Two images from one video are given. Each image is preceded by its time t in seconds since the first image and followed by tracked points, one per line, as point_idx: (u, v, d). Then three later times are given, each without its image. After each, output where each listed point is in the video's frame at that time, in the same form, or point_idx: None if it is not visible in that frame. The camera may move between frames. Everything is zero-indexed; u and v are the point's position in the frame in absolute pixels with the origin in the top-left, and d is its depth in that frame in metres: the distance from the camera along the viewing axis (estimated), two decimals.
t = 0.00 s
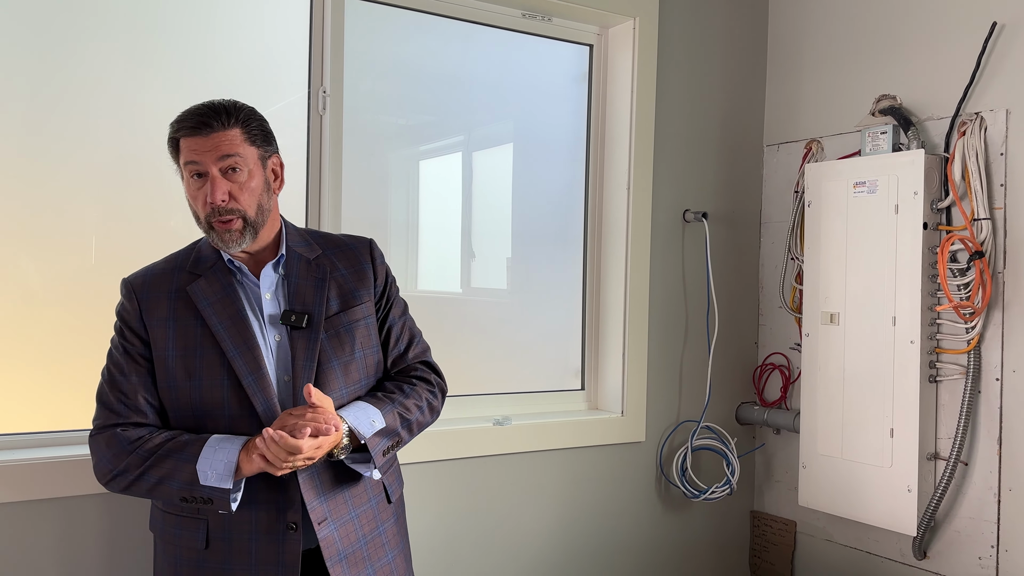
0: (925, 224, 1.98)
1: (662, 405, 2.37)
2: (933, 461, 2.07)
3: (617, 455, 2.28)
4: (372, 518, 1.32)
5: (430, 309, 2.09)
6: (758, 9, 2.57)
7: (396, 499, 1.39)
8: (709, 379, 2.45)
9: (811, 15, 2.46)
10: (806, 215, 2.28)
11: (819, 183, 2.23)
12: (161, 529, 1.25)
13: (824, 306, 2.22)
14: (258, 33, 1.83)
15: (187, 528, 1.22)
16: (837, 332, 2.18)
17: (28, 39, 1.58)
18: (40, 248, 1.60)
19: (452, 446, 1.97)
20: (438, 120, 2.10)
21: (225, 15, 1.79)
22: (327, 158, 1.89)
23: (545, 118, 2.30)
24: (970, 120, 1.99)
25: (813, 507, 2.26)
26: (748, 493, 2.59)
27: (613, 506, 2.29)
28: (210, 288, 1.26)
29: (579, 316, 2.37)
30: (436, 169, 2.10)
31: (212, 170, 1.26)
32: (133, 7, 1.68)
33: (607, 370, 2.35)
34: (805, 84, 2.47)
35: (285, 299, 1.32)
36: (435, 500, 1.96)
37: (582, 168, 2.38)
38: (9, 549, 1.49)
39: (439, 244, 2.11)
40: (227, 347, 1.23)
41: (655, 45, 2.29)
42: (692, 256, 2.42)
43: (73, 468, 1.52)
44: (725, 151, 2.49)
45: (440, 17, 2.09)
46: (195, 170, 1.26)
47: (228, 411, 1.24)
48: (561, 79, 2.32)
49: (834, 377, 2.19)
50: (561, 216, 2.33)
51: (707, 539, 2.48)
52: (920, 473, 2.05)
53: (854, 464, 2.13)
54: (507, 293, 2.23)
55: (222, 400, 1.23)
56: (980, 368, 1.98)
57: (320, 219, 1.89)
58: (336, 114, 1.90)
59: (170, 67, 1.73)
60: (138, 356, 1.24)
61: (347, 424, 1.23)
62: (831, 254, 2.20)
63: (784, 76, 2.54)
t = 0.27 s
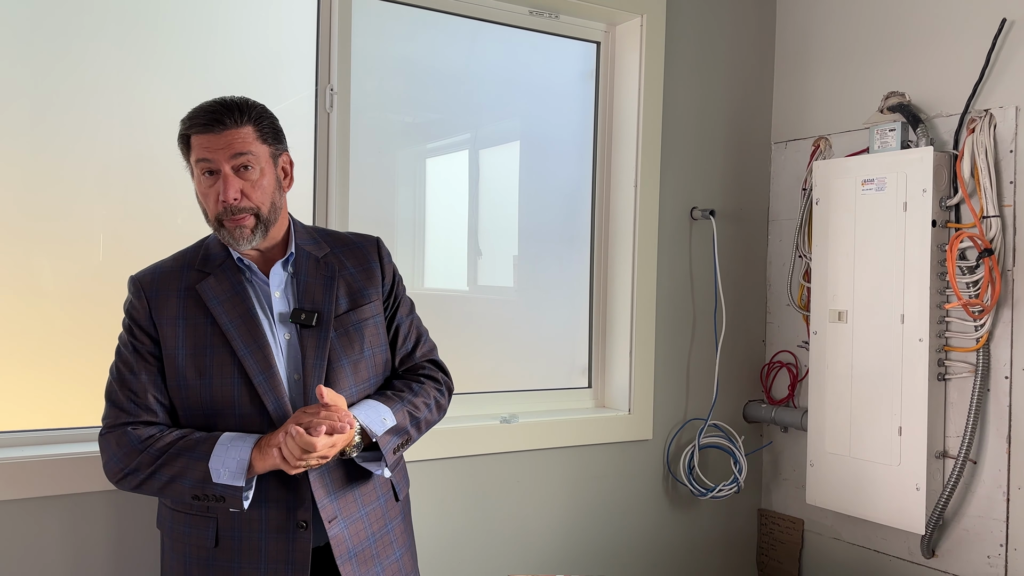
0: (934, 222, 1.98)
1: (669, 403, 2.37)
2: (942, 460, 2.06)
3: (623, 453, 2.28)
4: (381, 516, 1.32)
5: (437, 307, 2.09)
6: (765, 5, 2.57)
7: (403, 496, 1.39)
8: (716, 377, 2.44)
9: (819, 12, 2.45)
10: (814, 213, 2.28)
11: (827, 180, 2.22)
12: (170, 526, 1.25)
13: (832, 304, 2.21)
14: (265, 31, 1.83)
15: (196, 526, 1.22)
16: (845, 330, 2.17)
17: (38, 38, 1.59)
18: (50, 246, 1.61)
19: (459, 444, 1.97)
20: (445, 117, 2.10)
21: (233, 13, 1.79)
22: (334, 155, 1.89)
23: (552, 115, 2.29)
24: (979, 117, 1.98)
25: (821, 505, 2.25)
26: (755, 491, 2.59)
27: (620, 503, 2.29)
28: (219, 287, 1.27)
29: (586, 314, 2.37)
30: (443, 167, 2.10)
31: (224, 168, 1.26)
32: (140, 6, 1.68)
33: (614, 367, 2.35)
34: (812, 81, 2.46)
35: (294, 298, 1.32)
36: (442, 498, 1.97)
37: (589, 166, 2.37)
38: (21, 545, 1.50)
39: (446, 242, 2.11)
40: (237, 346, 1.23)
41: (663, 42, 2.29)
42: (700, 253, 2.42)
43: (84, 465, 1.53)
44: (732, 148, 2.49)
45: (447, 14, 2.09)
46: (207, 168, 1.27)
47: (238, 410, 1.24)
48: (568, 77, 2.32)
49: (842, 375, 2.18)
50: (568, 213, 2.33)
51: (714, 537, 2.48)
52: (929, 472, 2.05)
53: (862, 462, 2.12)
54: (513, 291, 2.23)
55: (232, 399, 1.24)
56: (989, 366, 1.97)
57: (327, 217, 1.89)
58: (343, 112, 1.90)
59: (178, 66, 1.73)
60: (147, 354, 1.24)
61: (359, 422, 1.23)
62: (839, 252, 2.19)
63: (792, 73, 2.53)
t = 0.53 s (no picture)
0: (941, 219, 1.97)
1: (675, 401, 2.36)
2: (949, 458, 2.05)
3: (630, 451, 2.27)
4: (386, 515, 1.32)
5: (443, 305, 2.09)
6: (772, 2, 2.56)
7: (409, 495, 1.39)
8: (722, 375, 2.44)
9: (825, 9, 2.44)
10: (821, 211, 2.27)
11: (833, 178, 2.21)
12: (176, 524, 1.26)
13: (839, 301, 2.20)
14: (272, 29, 1.83)
15: (201, 524, 1.22)
16: (852, 327, 2.17)
17: (45, 36, 1.59)
18: (58, 244, 1.62)
19: (466, 441, 1.97)
20: (450, 116, 2.10)
21: (239, 11, 1.79)
22: (341, 153, 1.90)
23: (558, 113, 2.29)
24: (987, 114, 1.96)
25: (827, 503, 2.25)
26: (761, 489, 2.58)
27: (627, 501, 2.29)
28: (223, 285, 1.27)
29: (592, 312, 2.36)
30: (449, 165, 2.10)
31: (229, 168, 1.27)
32: (148, 4, 1.69)
33: (619, 365, 2.35)
34: (819, 78, 2.45)
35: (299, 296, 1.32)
36: (449, 495, 1.97)
37: (595, 163, 2.37)
38: (31, 541, 1.51)
39: (452, 240, 2.11)
40: (241, 344, 1.23)
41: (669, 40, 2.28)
42: (706, 251, 2.41)
43: (93, 462, 1.54)
44: (738, 146, 2.48)
45: (452, 12, 2.09)
46: (213, 168, 1.27)
47: (243, 409, 1.24)
48: (574, 75, 2.32)
49: (848, 373, 2.17)
50: (574, 212, 2.33)
51: (720, 536, 2.48)
52: (936, 470, 2.04)
53: (869, 461, 2.12)
54: (519, 289, 2.23)
55: (236, 398, 1.24)
56: (996, 364, 1.97)
57: (333, 216, 1.89)
58: (350, 110, 1.90)
59: (185, 64, 1.73)
60: (152, 352, 1.25)
61: (363, 421, 1.23)
62: (845, 250, 2.18)
63: (799, 70, 2.53)
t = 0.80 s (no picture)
0: (947, 217, 1.96)
1: (680, 399, 2.36)
2: (954, 457, 2.05)
3: (634, 449, 2.27)
4: (391, 513, 1.32)
5: (448, 303, 2.10)
6: None
7: (413, 493, 1.40)
8: (726, 373, 2.44)
9: (830, 6, 2.44)
10: (826, 208, 2.27)
11: (839, 176, 2.21)
12: (181, 521, 1.26)
13: (844, 299, 2.20)
14: (277, 27, 1.83)
15: (206, 522, 1.23)
16: (857, 326, 2.16)
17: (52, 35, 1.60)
18: (65, 241, 1.62)
19: (470, 439, 1.97)
20: (454, 114, 2.10)
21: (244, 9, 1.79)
22: (346, 151, 1.90)
23: (563, 111, 2.29)
24: (993, 112, 1.96)
25: (832, 501, 2.25)
26: (766, 487, 2.58)
27: (631, 499, 2.29)
28: (229, 282, 1.27)
29: (596, 310, 2.36)
30: (453, 163, 2.10)
31: (238, 164, 1.27)
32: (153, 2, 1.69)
33: (624, 363, 2.35)
34: (824, 76, 2.45)
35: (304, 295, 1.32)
36: (454, 493, 1.97)
37: (599, 162, 2.37)
38: (39, 537, 1.51)
39: (457, 238, 2.11)
40: (246, 342, 1.23)
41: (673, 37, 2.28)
42: (710, 249, 2.41)
43: (101, 459, 1.54)
44: (743, 144, 2.48)
45: (457, 9, 2.09)
46: (221, 165, 1.27)
47: (247, 407, 1.24)
48: (578, 73, 2.32)
49: (853, 371, 2.17)
50: (578, 210, 2.33)
51: (725, 534, 2.48)
52: (941, 469, 2.04)
53: (875, 459, 2.11)
54: (524, 287, 2.23)
55: (241, 395, 1.24)
56: (1002, 362, 1.96)
57: (338, 213, 1.89)
58: (355, 108, 1.91)
59: (191, 62, 1.74)
60: (158, 349, 1.25)
61: (373, 417, 1.24)
62: (851, 248, 2.18)
63: (803, 68, 2.52)
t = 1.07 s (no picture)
0: (952, 215, 1.96)
1: (685, 397, 2.36)
2: (959, 455, 2.05)
3: (639, 447, 2.27)
4: (403, 513, 1.33)
5: (452, 301, 2.10)
6: None
7: (421, 494, 1.41)
8: (731, 371, 2.43)
9: (835, 4, 2.43)
10: (831, 206, 2.26)
11: (844, 173, 2.20)
12: (189, 520, 1.25)
13: (849, 297, 2.20)
14: (281, 25, 1.83)
15: (217, 520, 1.22)
16: (863, 323, 2.16)
17: (57, 33, 1.60)
18: (70, 240, 1.63)
19: (475, 437, 1.97)
20: (459, 112, 2.09)
21: (249, 8, 1.79)
22: (350, 149, 1.90)
23: (568, 109, 2.29)
24: (999, 109, 1.95)
25: (837, 499, 2.24)
26: (770, 485, 2.58)
27: (636, 497, 2.28)
28: (244, 279, 1.27)
29: (601, 309, 2.36)
30: (458, 162, 2.10)
31: (272, 160, 1.28)
32: None
33: (629, 362, 2.35)
34: (829, 73, 2.44)
35: (317, 293, 1.33)
36: (459, 491, 1.97)
37: (604, 159, 2.37)
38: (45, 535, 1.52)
39: (462, 237, 2.11)
40: (263, 339, 1.24)
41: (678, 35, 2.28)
42: (715, 247, 2.41)
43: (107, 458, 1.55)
44: (748, 141, 2.47)
45: (461, 7, 2.09)
46: (254, 160, 1.27)
47: (263, 405, 1.24)
48: (583, 71, 2.31)
49: (858, 368, 2.17)
50: (583, 208, 2.33)
51: (730, 532, 2.48)
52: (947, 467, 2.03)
53: (880, 457, 2.11)
54: (529, 286, 2.23)
55: (257, 393, 1.24)
56: (1007, 360, 1.95)
57: (343, 212, 1.89)
58: (359, 106, 1.91)
59: (196, 61, 1.74)
60: (171, 345, 1.23)
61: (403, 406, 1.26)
62: (856, 246, 2.17)
63: (808, 65, 2.52)
